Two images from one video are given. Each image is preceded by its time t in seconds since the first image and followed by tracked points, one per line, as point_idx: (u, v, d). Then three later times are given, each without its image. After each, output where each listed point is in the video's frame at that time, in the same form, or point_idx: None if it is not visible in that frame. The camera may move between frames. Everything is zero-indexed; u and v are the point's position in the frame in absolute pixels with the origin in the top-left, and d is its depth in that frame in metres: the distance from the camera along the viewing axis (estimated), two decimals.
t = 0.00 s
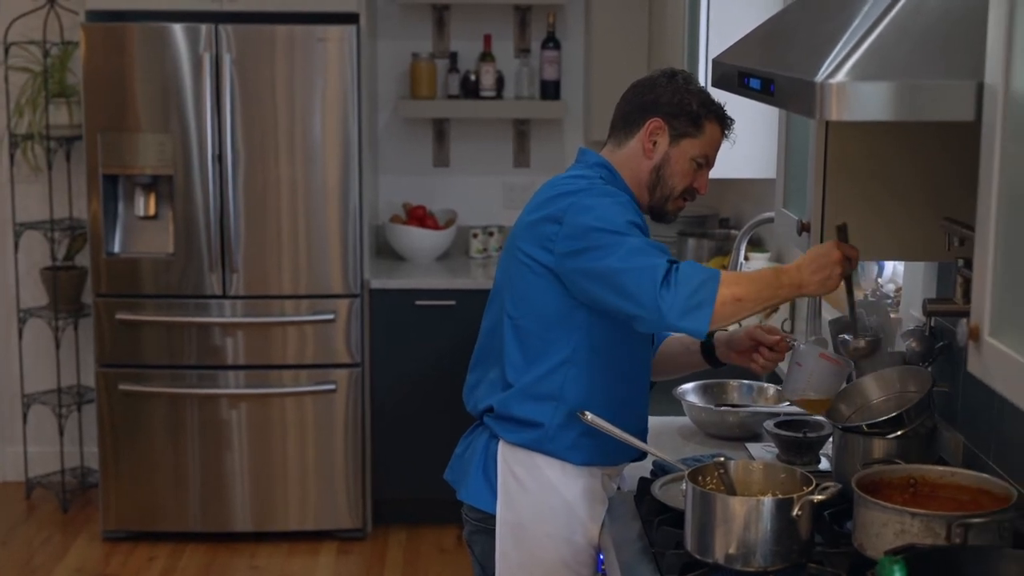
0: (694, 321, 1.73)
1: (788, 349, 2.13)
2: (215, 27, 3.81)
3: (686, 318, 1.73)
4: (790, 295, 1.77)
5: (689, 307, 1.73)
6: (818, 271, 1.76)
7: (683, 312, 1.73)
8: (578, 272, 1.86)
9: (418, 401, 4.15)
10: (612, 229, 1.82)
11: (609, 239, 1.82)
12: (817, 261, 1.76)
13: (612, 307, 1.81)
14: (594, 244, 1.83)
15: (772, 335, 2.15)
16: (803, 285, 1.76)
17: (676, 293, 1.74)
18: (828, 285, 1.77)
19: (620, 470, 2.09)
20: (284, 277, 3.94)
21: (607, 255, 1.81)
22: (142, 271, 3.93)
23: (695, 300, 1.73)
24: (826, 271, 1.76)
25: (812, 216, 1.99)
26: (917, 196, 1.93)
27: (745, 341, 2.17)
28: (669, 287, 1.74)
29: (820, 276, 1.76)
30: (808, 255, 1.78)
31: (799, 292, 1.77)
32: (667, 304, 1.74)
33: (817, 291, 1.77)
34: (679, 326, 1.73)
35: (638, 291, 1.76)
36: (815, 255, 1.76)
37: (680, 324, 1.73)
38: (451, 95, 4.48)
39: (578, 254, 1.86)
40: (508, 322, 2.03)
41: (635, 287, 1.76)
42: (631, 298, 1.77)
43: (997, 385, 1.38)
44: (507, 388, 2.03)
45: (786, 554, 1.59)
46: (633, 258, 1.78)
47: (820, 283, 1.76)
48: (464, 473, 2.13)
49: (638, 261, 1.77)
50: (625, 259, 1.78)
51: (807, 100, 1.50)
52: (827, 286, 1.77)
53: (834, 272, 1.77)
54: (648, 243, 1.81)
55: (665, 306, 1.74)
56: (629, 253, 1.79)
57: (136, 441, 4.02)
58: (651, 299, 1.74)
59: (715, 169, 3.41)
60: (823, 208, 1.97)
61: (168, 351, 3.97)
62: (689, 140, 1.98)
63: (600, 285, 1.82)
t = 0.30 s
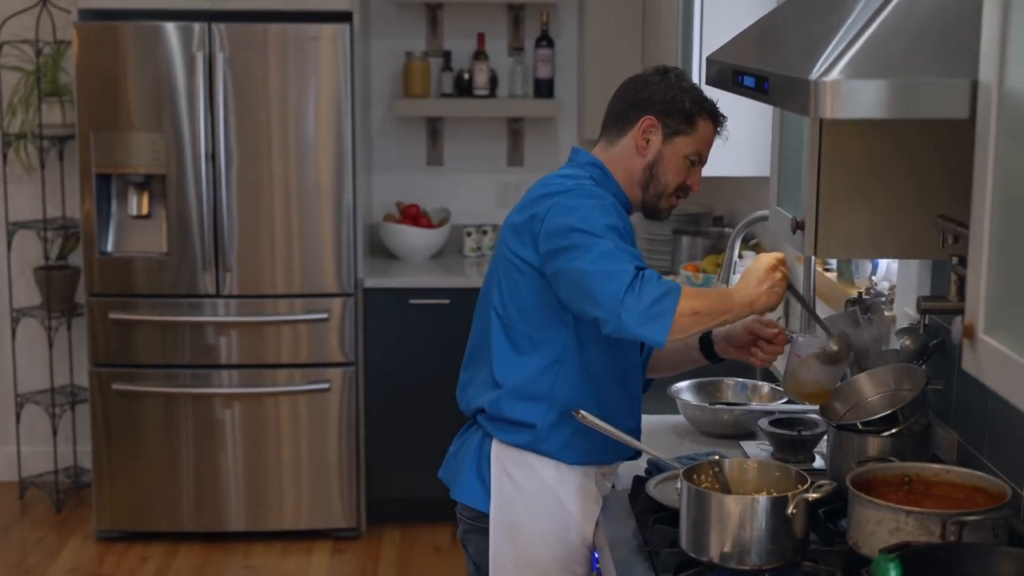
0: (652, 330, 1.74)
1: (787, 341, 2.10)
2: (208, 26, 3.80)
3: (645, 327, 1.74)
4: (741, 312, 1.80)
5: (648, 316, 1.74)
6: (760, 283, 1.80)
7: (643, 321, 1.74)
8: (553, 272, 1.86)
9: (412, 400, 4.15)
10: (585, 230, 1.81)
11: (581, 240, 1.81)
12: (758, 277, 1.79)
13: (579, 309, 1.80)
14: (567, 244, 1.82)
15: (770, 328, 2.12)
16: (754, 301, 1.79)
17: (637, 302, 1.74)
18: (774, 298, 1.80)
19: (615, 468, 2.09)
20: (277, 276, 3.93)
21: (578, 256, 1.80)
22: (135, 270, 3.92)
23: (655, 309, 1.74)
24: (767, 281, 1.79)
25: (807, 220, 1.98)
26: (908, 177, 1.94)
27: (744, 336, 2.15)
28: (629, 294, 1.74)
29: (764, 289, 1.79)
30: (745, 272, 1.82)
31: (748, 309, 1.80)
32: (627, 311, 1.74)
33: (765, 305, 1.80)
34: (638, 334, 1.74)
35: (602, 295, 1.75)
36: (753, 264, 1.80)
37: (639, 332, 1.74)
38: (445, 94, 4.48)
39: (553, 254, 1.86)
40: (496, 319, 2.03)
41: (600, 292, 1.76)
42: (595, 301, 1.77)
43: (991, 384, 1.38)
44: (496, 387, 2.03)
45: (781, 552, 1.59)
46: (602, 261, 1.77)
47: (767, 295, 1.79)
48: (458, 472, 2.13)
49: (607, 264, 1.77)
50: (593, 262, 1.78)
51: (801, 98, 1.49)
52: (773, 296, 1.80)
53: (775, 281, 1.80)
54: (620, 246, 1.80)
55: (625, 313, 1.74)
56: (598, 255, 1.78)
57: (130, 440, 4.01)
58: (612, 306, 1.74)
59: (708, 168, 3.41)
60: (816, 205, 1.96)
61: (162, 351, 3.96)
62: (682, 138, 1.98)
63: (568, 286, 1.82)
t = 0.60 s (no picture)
0: (627, 335, 1.71)
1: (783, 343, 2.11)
2: (203, 25, 3.80)
3: (620, 331, 1.71)
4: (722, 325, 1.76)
5: (624, 321, 1.71)
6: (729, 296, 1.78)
7: (619, 324, 1.72)
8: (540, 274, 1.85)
9: (407, 399, 4.15)
10: (572, 232, 1.81)
11: (568, 242, 1.81)
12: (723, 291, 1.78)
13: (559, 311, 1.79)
14: (554, 246, 1.82)
15: (766, 331, 2.13)
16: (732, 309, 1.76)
17: (615, 305, 1.72)
18: (748, 305, 1.77)
19: (609, 468, 2.09)
20: (272, 276, 3.93)
21: (562, 257, 1.80)
22: (130, 270, 3.92)
23: (632, 314, 1.72)
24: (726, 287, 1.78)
25: (801, 215, 1.98)
26: (903, 156, 1.93)
27: (741, 339, 2.15)
28: (606, 298, 1.73)
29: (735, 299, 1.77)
30: (714, 295, 1.81)
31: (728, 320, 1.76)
32: (603, 314, 1.72)
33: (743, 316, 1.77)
34: (612, 339, 1.71)
35: (580, 299, 1.74)
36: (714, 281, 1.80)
37: (614, 337, 1.72)
38: (440, 94, 4.48)
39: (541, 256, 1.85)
40: (489, 319, 2.03)
41: (579, 294, 1.75)
42: (573, 304, 1.76)
43: (985, 385, 1.39)
44: (488, 388, 2.03)
45: (776, 553, 1.59)
46: (585, 263, 1.76)
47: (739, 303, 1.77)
48: (452, 472, 2.13)
49: (588, 267, 1.76)
50: (575, 264, 1.77)
51: (796, 99, 1.50)
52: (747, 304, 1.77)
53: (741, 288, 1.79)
54: (604, 250, 1.79)
55: (599, 317, 1.72)
56: (580, 257, 1.78)
57: (125, 440, 4.00)
58: (589, 309, 1.73)
59: (703, 167, 3.41)
60: (810, 204, 1.97)
61: (157, 351, 3.96)
62: (674, 138, 1.98)
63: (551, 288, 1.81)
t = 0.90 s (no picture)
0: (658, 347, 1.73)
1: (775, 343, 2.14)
2: (198, 25, 3.79)
3: (651, 343, 1.73)
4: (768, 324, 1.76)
5: (654, 333, 1.73)
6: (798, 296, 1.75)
7: (649, 336, 1.73)
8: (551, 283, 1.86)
9: (403, 399, 4.15)
10: (583, 242, 1.81)
11: (581, 253, 1.81)
12: (794, 295, 1.75)
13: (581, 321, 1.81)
14: (567, 258, 1.82)
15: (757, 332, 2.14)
16: (780, 316, 1.75)
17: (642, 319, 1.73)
18: (807, 310, 1.75)
19: (605, 467, 2.08)
20: (268, 276, 3.93)
21: (577, 271, 1.80)
22: (126, 269, 3.92)
23: (663, 326, 1.73)
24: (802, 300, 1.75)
25: (797, 216, 1.99)
26: (893, 155, 1.93)
27: (733, 341, 2.17)
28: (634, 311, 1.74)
29: (797, 306, 1.75)
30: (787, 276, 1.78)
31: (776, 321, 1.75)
32: (632, 328, 1.73)
33: (794, 318, 1.76)
34: (644, 352, 1.73)
35: (606, 313, 1.75)
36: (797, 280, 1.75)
37: (646, 349, 1.73)
38: (435, 93, 4.48)
39: (551, 265, 1.85)
40: (487, 320, 2.03)
41: (603, 309, 1.76)
42: (597, 317, 1.77)
43: (980, 384, 1.39)
44: (485, 388, 2.03)
45: (771, 552, 1.59)
46: (603, 277, 1.77)
47: (797, 311, 1.75)
48: (448, 472, 2.12)
49: (607, 281, 1.76)
50: (595, 278, 1.78)
51: (791, 99, 1.50)
52: (804, 312, 1.76)
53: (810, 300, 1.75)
54: (618, 258, 1.79)
55: (629, 331, 1.73)
56: (597, 270, 1.78)
57: (121, 440, 4.00)
58: (616, 324, 1.74)
59: (699, 167, 3.42)
60: (806, 205, 1.97)
61: (152, 350, 3.95)
62: (670, 136, 1.98)
63: (569, 299, 1.82)
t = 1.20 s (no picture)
0: (699, 354, 1.78)
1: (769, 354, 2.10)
2: (194, 26, 3.79)
3: (694, 348, 1.78)
4: (800, 374, 1.85)
5: (699, 340, 1.78)
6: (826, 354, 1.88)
7: (692, 341, 1.78)
8: (574, 285, 1.87)
9: (399, 400, 4.15)
10: (612, 245, 1.84)
11: (611, 255, 1.84)
12: (822, 347, 1.87)
13: (612, 323, 1.83)
14: (597, 260, 1.84)
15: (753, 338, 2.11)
16: (811, 368, 1.86)
17: (686, 322, 1.77)
18: (834, 369, 1.88)
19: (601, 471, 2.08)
20: (264, 277, 3.93)
21: (609, 271, 1.83)
22: (122, 271, 3.91)
23: (706, 333, 1.79)
24: (828, 352, 1.88)
25: (793, 220, 1.99)
26: (893, 155, 1.93)
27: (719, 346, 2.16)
28: (681, 314, 1.78)
29: (824, 359, 1.87)
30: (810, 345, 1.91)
31: (807, 373, 1.86)
32: (675, 331, 1.77)
33: (822, 376, 1.87)
34: (687, 355, 1.78)
35: (646, 313, 1.79)
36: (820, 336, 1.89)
37: (688, 354, 1.78)
38: (432, 94, 4.47)
39: (576, 267, 1.87)
40: (490, 324, 2.03)
41: (643, 309, 1.79)
42: (635, 318, 1.80)
43: (976, 389, 1.39)
44: (489, 391, 2.03)
45: (767, 555, 1.59)
46: (640, 278, 1.81)
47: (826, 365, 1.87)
48: (446, 476, 2.12)
49: (645, 282, 1.80)
50: (631, 279, 1.81)
51: (787, 103, 1.50)
52: (831, 369, 1.87)
53: (833, 356, 1.89)
54: (648, 263, 1.84)
55: (673, 332, 1.77)
56: (632, 273, 1.82)
57: (117, 441, 4.00)
58: (659, 324, 1.78)
59: (695, 168, 3.42)
60: (802, 208, 1.98)
61: (148, 352, 3.95)
62: (669, 140, 1.99)
63: (599, 301, 1.84)
